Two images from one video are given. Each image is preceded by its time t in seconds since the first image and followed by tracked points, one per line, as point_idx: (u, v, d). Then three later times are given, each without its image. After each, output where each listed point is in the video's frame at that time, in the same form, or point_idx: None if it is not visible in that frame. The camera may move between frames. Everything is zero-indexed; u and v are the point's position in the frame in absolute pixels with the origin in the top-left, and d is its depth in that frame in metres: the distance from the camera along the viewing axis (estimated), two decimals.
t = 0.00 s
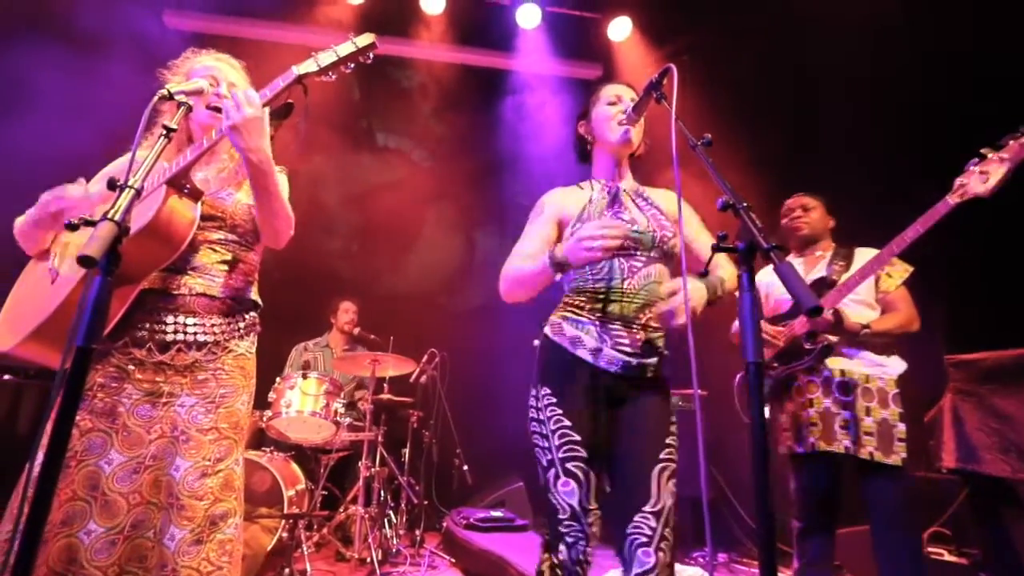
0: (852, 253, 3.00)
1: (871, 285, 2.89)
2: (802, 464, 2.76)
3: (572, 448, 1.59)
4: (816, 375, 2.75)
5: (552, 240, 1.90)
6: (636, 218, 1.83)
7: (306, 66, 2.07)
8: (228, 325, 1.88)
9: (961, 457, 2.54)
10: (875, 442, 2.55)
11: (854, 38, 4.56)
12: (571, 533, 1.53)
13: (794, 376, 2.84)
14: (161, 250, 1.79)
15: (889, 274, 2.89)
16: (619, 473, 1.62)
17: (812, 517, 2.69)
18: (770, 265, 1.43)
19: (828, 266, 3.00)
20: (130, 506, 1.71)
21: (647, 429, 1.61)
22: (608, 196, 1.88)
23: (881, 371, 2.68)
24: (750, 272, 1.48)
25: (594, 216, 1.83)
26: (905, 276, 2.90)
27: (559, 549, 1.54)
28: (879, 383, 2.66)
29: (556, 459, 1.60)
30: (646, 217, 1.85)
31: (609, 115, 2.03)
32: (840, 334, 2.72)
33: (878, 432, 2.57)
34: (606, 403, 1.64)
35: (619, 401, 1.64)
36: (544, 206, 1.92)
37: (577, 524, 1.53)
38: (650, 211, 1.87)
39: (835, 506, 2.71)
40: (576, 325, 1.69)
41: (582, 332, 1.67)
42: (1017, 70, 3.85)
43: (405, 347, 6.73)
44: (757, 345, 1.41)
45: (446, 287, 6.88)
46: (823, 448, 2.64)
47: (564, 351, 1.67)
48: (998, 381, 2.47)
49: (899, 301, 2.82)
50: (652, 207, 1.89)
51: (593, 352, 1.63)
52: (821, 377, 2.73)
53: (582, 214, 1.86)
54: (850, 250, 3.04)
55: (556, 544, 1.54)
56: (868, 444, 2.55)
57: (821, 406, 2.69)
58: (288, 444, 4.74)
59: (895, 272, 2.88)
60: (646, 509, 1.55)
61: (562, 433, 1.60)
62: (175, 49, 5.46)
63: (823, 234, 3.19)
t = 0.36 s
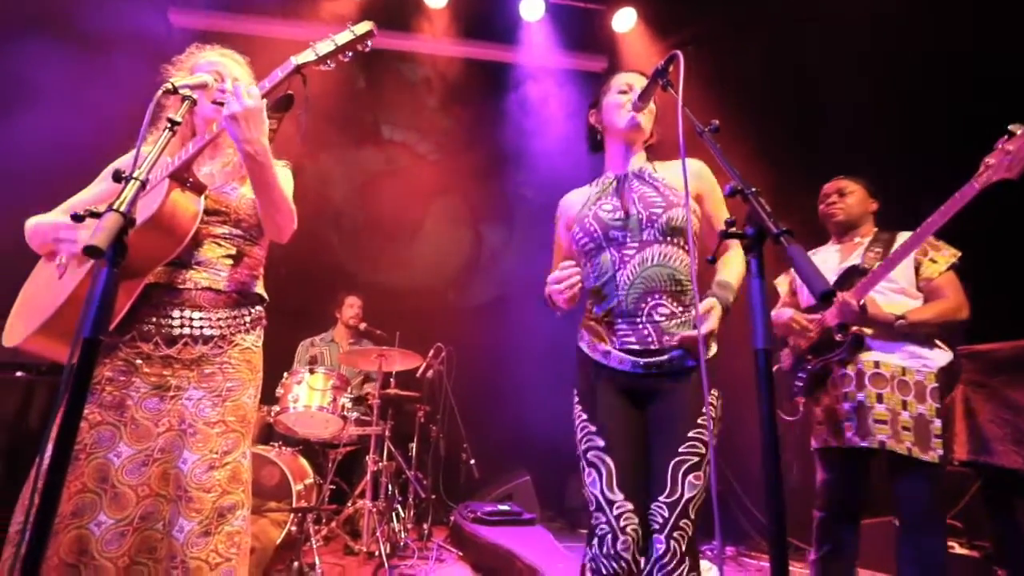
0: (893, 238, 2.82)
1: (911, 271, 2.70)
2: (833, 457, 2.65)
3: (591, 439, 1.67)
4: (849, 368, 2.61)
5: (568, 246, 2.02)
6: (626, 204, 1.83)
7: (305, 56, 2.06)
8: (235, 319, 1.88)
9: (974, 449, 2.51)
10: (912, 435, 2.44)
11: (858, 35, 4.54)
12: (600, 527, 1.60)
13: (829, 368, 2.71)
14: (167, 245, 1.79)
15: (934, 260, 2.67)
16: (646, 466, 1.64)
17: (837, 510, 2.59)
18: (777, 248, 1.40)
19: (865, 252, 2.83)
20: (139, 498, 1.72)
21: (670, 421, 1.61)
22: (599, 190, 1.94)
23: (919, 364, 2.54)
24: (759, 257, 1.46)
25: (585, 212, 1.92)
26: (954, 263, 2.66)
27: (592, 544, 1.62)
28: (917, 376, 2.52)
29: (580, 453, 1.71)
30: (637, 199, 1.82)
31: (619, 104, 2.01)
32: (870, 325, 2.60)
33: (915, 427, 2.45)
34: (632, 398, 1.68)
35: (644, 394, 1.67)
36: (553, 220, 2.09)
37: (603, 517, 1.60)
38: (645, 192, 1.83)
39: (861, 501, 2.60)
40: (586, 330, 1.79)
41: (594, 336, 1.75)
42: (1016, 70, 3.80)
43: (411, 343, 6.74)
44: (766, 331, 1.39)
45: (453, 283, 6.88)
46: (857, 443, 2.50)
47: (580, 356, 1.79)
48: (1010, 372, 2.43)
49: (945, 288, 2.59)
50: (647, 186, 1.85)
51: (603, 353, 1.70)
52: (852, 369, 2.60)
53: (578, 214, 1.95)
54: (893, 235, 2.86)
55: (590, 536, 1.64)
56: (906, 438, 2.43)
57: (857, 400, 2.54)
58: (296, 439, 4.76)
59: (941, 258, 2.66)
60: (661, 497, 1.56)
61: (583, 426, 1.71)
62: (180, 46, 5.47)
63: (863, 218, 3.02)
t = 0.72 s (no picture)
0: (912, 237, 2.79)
1: (930, 273, 2.65)
2: (849, 457, 2.57)
3: (603, 448, 1.64)
4: (863, 369, 2.58)
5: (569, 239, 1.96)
6: (640, 210, 1.79)
7: (311, 58, 2.06)
8: (240, 320, 1.87)
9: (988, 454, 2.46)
10: (930, 440, 2.38)
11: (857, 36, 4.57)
12: (610, 543, 1.58)
13: (843, 369, 2.67)
14: (173, 246, 1.79)
15: (955, 261, 2.60)
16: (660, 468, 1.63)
17: (853, 511, 2.51)
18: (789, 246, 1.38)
19: (881, 252, 2.81)
20: (144, 498, 1.71)
21: (684, 426, 1.59)
22: (609, 192, 1.90)
23: (935, 368, 2.48)
24: (770, 256, 1.43)
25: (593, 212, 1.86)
26: (977, 264, 2.60)
27: (601, 559, 1.60)
28: (933, 380, 2.45)
29: (591, 461, 1.67)
30: (650, 207, 1.79)
31: (628, 105, 2.00)
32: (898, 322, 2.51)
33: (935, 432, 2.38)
34: (645, 399, 1.65)
35: (658, 395, 1.65)
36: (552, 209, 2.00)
37: (614, 532, 1.58)
38: (657, 200, 1.81)
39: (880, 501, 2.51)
40: (597, 330, 1.75)
41: (608, 339, 1.70)
42: (1016, 70, 3.86)
43: (415, 345, 6.74)
44: (776, 332, 1.36)
45: (458, 285, 6.87)
46: (873, 447, 2.47)
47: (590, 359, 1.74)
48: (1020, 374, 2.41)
49: (967, 289, 2.54)
50: (660, 194, 1.83)
51: (618, 357, 1.66)
52: (868, 371, 2.56)
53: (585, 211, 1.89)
54: (913, 234, 2.82)
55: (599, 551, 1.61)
56: (922, 442, 2.38)
57: (869, 403, 2.52)
58: (301, 440, 4.75)
59: (963, 258, 2.59)
60: (682, 505, 1.55)
61: (594, 434, 1.67)
62: (188, 48, 5.51)
63: (882, 216, 2.98)
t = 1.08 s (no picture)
0: (893, 237, 2.82)
1: (910, 271, 2.68)
2: (830, 450, 2.62)
3: (581, 441, 1.55)
4: (844, 364, 2.60)
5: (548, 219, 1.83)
6: (636, 201, 1.78)
7: (300, 56, 2.03)
8: (227, 317, 1.84)
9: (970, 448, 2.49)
10: (903, 432, 2.44)
11: (857, 35, 4.55)
12: (588, 534, 1.50)
13: (823, 363, 2.69)
14: (158, 242, 1.76)
15: (933, 260, 2.65)
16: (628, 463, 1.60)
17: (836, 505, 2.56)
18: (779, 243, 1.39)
19: (864, 250, 2.84)
20: (128, 497, 1.68)
21: (650, 421, 1.59)
22: (606, 176, 1.85)
23: (913, 362, 2.54)
24: (758, 250, 1.43)
25: (591, 196, 1.78)
26: (954, 264, 2.65)
27: (577, 552, 1.51)
28: (911, 374, 2.51)
29: (565, 455, 1.56)
30: (645, 199, 1.83)
31: (615, 97, 2.00)
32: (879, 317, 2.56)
33: (910, 424, 2.45)
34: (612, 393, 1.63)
35: (622, 390, 1.64)
36: (538, 184, 1.85)
37: (593, 523, 1.50)
38: (650, 195, 1.84)
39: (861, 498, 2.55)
40: (577, 311, 1.67)
41: (584, 325, 1.64)
42: (1016, 69, 3.84)
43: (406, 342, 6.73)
44: (766, 327, 1.37)
45: (450, 281, 6.87)
46: (849, 439, 2.51)
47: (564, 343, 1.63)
48: (1008, 369, 2.42)
49: (943, 287, 2.59)
50: (652, 193, 1.87)
51: (595, 345, 1.61)
52: (849, 366, 2.58)
53: (578, 194, 1.80)
54: (894, 233, 2.85)
55: (575, 544, 1.52)
56: (895, 434, 2.43)
57: (850, 396, 2.54)
58: (290, 438, 4.71)
59: (940, 257, 2.64)
60: (664, 497, 1.54)
61: (569, 426, 1.57)
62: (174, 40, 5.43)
63: (857, 215, 3.00)
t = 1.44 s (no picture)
0: (862, 236, 2.84)
1: (878, 268, 2.75)
2: (803, 447, 2.65)
3: (554, 433, 1.49)
4: (818, 359, 2.66)
5: (542, 203, 1.77)
6: (633, 193, 1.77)
7: (285, 49, 1.98)
8: (209, 313, 1.81)
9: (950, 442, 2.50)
10: (875, 426, 2.48)
11: (858, 33, 4.56)
12: (551, 521, 1.45)
13: (797, 359, 2.74)
14: (138, 236, 1.72)
15: (898, 257, 2.74)
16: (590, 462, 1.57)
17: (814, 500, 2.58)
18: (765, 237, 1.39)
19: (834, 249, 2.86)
20: (108, 494, 1.65)
21: (615, 419, 1.57)
22: (609, 163, 1.81)
23: (882, 358, 2.58)
24: (744, 245, 1.43)
25: (593, 180, 1.72)
26: (915, 261, 2.75)
27: (538, 538, 1.46)
28: (880, 369, 2.56)
29: (536, 447, 1.51)
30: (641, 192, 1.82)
31: (604, 88, 1.99)
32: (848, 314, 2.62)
33: (879, 417, 2.49)
34: (582, 387, 1.61)
35: (590, 385, 1.62)
36: (539, 164, 1.78)
37: (557, 512, 1.45)
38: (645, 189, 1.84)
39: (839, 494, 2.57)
40: (559, 299, 1.64)
41: (564, 315, 1.61)
42: (1015, 69, 3.80)
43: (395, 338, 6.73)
44: (751, 322, 1.37)
45: (442, 278, 6.89)
46: (825, 434, 2.55)
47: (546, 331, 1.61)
48: (988, 365, 2.40)
49: (908, 285, 2.66)
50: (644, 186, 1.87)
51: (574, 338, 1.59)
52: (822, 360, 2.64)
53: (580, 177, 1.74)
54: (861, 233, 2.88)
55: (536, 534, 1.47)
56: (868, 428, 2.47)
57: (824, 392, 2.59)
58: (277, 435, 4.66)
59: (905, 256, 2.74)
60: (625, 490, 1.52)
61: (543, 420, 1.51)
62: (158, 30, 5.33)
63: (824, 218, 3.03)
